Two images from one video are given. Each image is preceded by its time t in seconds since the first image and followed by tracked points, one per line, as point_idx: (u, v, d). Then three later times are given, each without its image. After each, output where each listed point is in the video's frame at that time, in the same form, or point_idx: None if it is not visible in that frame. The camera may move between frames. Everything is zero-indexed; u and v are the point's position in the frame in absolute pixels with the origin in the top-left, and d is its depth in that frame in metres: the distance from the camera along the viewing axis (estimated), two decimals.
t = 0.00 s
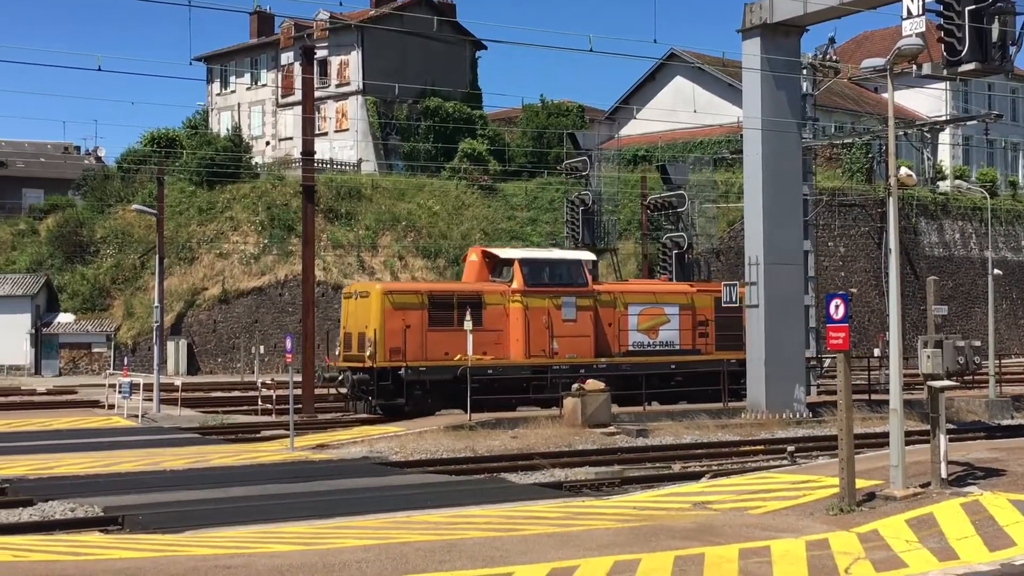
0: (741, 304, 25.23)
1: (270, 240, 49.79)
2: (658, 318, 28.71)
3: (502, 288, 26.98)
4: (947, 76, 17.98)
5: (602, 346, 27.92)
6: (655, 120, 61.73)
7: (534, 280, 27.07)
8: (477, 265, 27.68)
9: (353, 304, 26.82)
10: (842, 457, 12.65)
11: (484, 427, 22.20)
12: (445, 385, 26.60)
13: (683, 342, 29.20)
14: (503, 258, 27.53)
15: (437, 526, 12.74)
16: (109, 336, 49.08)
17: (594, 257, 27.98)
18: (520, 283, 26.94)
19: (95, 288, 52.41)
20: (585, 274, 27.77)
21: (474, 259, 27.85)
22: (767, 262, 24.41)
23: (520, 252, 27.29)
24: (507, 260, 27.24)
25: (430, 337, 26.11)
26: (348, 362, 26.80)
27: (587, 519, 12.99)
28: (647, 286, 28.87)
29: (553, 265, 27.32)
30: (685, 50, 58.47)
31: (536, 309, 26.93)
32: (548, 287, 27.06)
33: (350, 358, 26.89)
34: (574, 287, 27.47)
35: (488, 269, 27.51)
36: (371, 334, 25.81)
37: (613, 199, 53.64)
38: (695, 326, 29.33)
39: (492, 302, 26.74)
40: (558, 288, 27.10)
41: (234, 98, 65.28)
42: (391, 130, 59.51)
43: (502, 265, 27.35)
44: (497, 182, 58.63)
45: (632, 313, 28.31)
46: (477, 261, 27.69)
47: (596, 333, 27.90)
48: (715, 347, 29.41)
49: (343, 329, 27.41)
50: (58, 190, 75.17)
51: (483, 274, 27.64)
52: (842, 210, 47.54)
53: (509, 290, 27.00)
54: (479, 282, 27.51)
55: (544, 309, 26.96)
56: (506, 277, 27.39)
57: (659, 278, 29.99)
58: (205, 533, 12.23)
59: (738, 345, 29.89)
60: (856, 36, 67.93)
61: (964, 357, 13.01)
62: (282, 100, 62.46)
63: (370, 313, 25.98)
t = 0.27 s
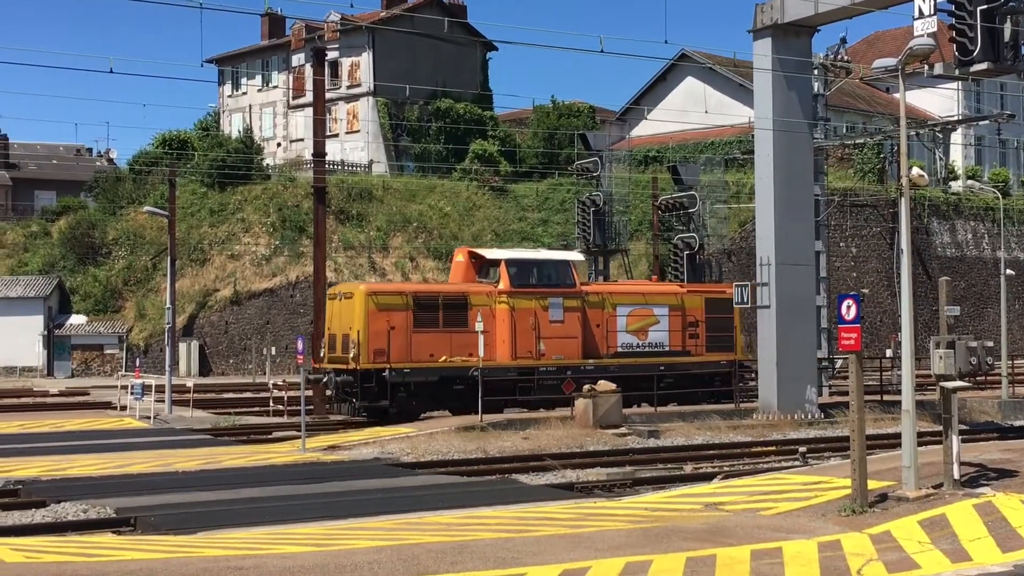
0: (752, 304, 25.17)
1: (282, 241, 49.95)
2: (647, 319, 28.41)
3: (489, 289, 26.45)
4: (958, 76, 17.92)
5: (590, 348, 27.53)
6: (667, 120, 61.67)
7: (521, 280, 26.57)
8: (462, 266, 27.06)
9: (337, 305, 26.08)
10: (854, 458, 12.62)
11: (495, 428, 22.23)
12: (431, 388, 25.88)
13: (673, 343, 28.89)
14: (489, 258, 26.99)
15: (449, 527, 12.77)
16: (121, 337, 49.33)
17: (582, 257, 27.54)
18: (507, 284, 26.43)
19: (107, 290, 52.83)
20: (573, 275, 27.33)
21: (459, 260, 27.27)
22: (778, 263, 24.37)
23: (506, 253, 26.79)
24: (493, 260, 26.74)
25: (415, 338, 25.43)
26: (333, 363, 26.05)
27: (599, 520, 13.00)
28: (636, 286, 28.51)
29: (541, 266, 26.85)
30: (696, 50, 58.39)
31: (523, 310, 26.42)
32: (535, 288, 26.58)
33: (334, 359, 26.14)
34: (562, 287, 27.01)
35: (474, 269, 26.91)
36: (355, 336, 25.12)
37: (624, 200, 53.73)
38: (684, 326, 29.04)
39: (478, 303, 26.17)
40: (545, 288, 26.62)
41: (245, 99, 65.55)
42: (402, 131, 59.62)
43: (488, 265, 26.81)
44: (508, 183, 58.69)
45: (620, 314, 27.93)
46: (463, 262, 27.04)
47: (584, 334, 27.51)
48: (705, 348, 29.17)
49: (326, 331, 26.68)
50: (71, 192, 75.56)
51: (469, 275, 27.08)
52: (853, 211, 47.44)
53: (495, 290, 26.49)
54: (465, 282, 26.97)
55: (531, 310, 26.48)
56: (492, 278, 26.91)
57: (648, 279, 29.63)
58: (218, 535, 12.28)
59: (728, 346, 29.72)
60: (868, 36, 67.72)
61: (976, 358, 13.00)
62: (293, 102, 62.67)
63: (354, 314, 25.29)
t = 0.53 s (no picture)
0: (770, 305, 25.09)
1: (299, 243, 50.18)
2: (641, 320, 28.23)
3: (480, 290, 26.45)
4: (976, 76, 17.81)
5: (583, 349, 27.41)
6: (684, 121, 61.57)
7: (512, 281, 26.56)
8: (455, 267, 27.17)
9: (328, 306, 26.22)
10: (872, 459, 12.59)
11: (512, 429, 22.30)
12: (421, 390, 25.93)
13: (669, 345, 28.66)
14: (481, 260, 27.06)
15: (466, 528, 12.82)
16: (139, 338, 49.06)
17: (575, 258, 27.46)
18: (498, 285, 26.45)
19: (126, 292, 53.37)
20: (566, 276, 27.27)
21: (452, 262, 27.35)
22: (796, 264, 24.31)
23: (498, 254, 26.81)
24: (485, 261, 26.77)
25: (405, 340, 25.50)
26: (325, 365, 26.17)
27: (616, 521, 13.02)
28: (630, 287, 28.39)
29: (534, 267, 26.83)
30: (713, 51, 58.32)
31: (515, 311, 26.41)
32: (527, 289, 26.56)
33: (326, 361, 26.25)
34: (554, 289, 26.97)
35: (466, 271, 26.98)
36: (345, 337, 25.24)
37: (641, 201, 53.78)
38: (680, 328, 28.81)
39: (470, 304, 26.20)
40: (537, 289, 26.60)
41: (262, 102, 65.90)
42: (418, 133, 59.80)
43: (480, 266, 26.85)
44: (525, 184, 58.78)
45: (614, 315, 27.79)
46: (456, 263, 27.20)
47: (577, 335, 27.44)
48: (701, 350, 28.93)
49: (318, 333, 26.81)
50: (90, 195, 76.08)
51: (462, 276, 27.14)
52: (870, 211, 47.28)
53: (487, 291, 26.50)
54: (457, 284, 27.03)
55: (523, 311, 26.45)
56: (485, 279, 26.99)
57: (644, 281, 29.50)
58: (237, 536, 12.38)
59: (726, 347, 29.45)
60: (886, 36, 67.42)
61: (996, 359, 12.92)
62: (310, 104, 62.96)
63: (344, 316, 25.41)
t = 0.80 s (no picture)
0: (793, 304, 24.95)
1: (321, 242, 50.45)
2: (642, 319, 27.87)
3: (478, 289, 26.38)
4: (1002, 73, 17.68)
5: (582, 349, 27.14)
6: (707, 120, 61.35)
7: (510, 280, 26.41)
8: (452, 266, 27.13)
9: (324, 305, 26.29)
10: (897, 459, 12.50)
11: (535, 428, 22.33)
12: (417, 390, 25.90)
13: (670, 345, 28.24)
14: (478, 259, 26.99)
15: (489, 527, 12.88)
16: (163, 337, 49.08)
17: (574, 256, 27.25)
18: (495, 284, 26.31)
19: (150, 291, 53.93)
20: (565, 275, 27.06)
21: (449, 260, 27.31)
22: (819, 262, 24.19)
23: (495, 252, 26.69)
24: (482, 259, 26.66)
25: (400, 339, 25.54)
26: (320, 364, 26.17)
27: (639, 521, 13.03)
28: (631, 286, 28.05)
29: (532, 266, 26.67)
30: (735, 49, 58.09)
31: (511, 311, 26.26)
32: (524, 288, 26.38)
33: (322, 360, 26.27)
34: (553, 288, 26.78)
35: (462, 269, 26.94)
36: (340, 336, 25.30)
37: (663, 200, 53.73)
38: (682, 327, 28.40)
39: (466, 303, 26.19)
40: (534, 288, 26.43)
41: (285, 101, 66.22)
42: (440, 132, 59.94)
43: (477, 265, 26.77)
44: (547, 183, 58.79)
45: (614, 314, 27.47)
46: (453, 261, 27.15)
47: (576, 335, 27.19)
48: (703, 350, 28.46)
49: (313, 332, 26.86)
50: (114, 194, 76.68)
51: (459, 275, 27.07)
52: (894, 210, 46.98)
53: (484, 290, 26.38)
54: (454, 283, 27.00)
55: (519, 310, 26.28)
56: (483, 277, 26.86)
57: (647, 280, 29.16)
58: (261, 534, 12.49)
59: (730, 347, 28.99)
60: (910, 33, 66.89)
61: (1021, 358, 12.83)
62: (332, 103, 63.20)
63: (339, 315, 25.48)
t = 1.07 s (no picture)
0: (817, 303, 24.82)
1: (345, 240, 50.81)
2: (642, 318, 28.11)
3: (476, 287, 26.46)
4: None
5: (581, 347, 27.35)
6: (731, 117, 61.09)
7: (508, 278, 26.54)
8: (451, 263, 27.26)
9: (319, 303, 26.30)
10: (922, 459, 12.46)
11: (558, 426, 22.37)
12: (413, 389, 25.94)
13: (670, 344, 28.49)
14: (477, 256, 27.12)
15: (513, 525, 12.93)
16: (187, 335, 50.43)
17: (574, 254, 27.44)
18: (493, 281, 26.45)
19: (175, 289, 54.42)
20: (564, 272, 27.26)
21: (448, 258, 27.45)
22: (843, 260, 24.07)
23: (494, 250, 26.83)
24: (480, 257, 26.80)
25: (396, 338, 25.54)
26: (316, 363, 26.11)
27: (663, 519, 13.04)
28: (631, 284, 28.26)
29: (532, 264, 26.80)
30: (760, 46, 57.82)
31: (510, 309, 26.42)
32: (523, 285, 26.54)
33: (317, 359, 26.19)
34: (552, 285, 26.93)
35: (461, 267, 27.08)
36: (336, 334, 25.33)
37: (688, 198, 53.76)
38: (683, 326, 28.61)
39: (464, 301, 26.26)
40: (533, 286, 26.60)
41: (309, 100, 66.52)
42: (465, 130, 60.08)
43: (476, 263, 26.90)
44: (571, 181, 58.79)
45: (614, 312, 27.69)
46: (452, 258, 27.28)
47: (575, 333, 27.38)
48: (704, 349, 28.68)
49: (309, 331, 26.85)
50: (139, 193, 77.36)
51: (458, 272, 27.20)
52: (919, 208, 46.66)
53: (482, 288, 26.50)
54: (453, 280, 27.14)
55: (518, 308, 26.46)
56: (481, 275, 27.00)
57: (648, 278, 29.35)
58: (285, 531, 12.60)
59: (730, 346, 29.20)
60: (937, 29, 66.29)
61: None
62: (356, 102, 63.49)
63: (335, 313, 25.50)
